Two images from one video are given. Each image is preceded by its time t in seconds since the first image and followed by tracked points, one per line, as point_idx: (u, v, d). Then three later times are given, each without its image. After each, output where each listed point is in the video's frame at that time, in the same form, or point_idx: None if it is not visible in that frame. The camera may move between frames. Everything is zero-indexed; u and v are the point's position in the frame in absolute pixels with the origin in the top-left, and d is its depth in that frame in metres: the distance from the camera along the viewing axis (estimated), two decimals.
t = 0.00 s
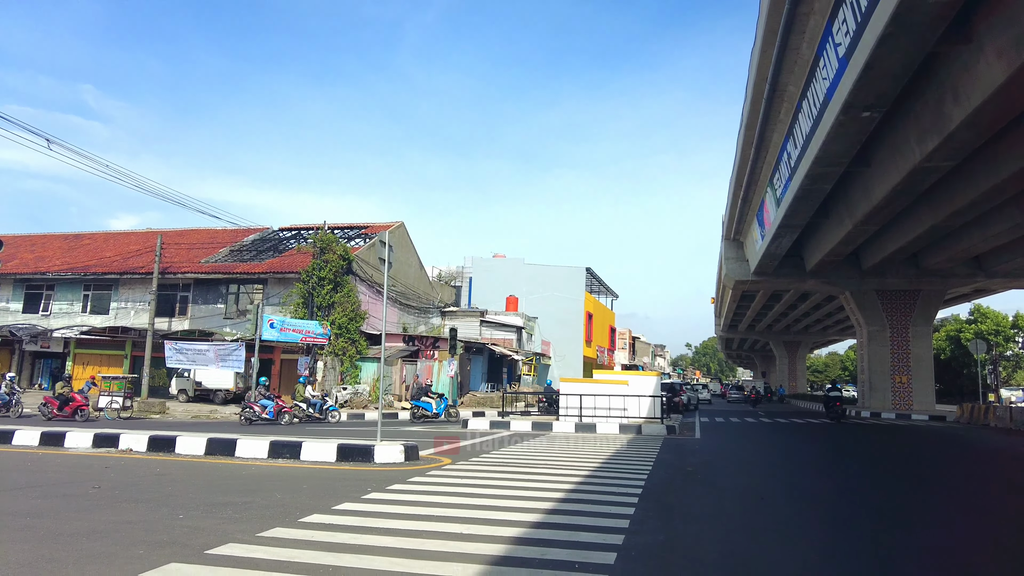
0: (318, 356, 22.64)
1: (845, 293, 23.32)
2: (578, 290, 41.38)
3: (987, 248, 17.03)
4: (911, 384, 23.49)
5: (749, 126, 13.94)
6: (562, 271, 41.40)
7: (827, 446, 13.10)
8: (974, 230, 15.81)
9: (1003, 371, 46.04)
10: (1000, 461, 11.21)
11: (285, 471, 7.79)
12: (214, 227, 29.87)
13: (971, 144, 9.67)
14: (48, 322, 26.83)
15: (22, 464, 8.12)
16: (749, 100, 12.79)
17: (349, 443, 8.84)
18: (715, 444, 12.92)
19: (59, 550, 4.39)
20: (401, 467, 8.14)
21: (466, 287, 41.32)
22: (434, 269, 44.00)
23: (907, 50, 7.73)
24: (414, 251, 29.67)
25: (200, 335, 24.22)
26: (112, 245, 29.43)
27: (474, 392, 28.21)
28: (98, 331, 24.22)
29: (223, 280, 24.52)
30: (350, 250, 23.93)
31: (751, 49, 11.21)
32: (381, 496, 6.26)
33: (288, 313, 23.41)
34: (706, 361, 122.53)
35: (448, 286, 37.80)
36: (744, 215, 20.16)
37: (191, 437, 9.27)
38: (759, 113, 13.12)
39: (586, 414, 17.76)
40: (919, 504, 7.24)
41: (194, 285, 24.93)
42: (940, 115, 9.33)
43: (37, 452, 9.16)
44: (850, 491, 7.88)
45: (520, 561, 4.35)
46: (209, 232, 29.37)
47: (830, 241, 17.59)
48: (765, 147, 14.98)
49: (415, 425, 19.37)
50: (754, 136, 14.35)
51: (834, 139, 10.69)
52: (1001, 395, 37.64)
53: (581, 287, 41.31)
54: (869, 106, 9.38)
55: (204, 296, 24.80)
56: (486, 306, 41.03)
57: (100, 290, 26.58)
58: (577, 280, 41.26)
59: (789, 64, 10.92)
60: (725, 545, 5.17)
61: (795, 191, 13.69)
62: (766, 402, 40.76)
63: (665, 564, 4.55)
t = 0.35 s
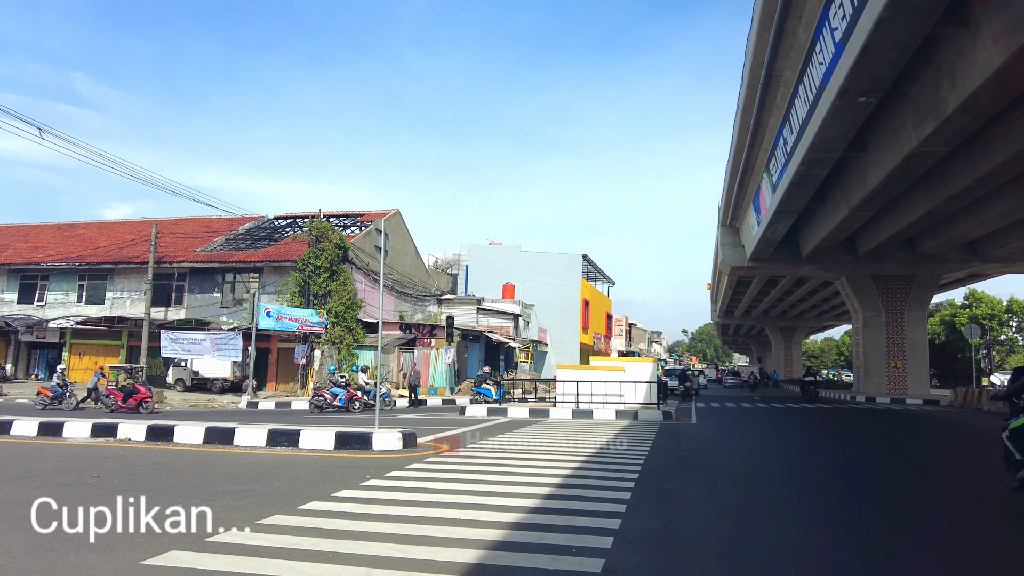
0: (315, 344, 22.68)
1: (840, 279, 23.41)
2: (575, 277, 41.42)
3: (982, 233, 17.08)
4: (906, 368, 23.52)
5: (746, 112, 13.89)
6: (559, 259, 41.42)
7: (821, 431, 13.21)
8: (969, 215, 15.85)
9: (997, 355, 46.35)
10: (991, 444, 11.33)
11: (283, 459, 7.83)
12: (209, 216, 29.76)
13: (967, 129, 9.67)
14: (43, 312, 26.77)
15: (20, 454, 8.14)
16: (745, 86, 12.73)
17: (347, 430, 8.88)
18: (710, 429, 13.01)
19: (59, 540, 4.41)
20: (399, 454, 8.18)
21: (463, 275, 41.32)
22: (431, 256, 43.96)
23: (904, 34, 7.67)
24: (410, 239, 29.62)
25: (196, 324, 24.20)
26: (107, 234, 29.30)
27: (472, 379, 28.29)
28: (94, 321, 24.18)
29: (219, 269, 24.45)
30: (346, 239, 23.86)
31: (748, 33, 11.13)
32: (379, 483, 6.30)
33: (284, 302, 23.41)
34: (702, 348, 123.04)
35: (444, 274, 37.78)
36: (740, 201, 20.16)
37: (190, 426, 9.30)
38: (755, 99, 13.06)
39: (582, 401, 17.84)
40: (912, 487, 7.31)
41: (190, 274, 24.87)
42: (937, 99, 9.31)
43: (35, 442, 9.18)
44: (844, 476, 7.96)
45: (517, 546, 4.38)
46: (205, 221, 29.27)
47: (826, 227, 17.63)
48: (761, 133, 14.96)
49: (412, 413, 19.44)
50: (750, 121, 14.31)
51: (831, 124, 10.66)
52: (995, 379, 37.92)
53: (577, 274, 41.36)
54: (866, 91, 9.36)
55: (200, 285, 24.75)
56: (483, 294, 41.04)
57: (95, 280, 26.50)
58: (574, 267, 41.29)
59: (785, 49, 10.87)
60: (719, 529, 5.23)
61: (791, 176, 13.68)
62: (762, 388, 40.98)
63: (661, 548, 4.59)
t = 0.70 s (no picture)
0: (309, 344, 22.57)
1: (832, 271, 23.50)
2: (568, 272, 41.45)
3: (972, 223, 17.18)
4: (898, 359, 23.72)
5: (737, 105, 13.89)
6: (552, 254, 41.43)
7: (814, 423, 13.27)
8: (959, 205, 15.93)
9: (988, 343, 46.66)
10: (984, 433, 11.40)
11: (279, 461, 7.80)
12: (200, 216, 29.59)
13: (957, 119, 9.70)
14: (34, 315, 26.55)
15: (13, 460, 8.07)
16: (736, 78, 12.72)
17: (343, 430, 8.85)
18: (704, 422, 13.06)
19: (53, 546, 4.38)
20: (395, 453, 8.16)
21: (456, 272, 41.29)
22: (424, 254, 43.88)
23: (894, 25, 7.67)
24: (402, 237, 29.51)
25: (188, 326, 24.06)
26: (97, 236, 29.08)
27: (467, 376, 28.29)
28: (86, 324, 24.00)
29: (211, 270, 24.33)
30: (338, 237, 23.76)
31: (738, 26, 11.11)
32: (375, 483, 6.27)
33: (277, 302, 23.32)
34: (696, 341, 123.72)
35: (438, 271, 37.70)
36: (732, 194, 20.21)
37: (184, 429, 9.26)
38: (746, 91, 13.06)
39: (578, 397, 17.84)
40: (905, 477, 7.35)
41: (182, 275, 24.73)
42: (927, 90, 9.33)
43: (28, 447, 9.11)
44: (839, 467, 7.99)
45: (516, 545, 4.38)
46: (196, 222, 29.09)
47: (818, 220, 17.71)
48: (753, 126, 14.97)
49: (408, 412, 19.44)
50: (741, 115, 14.32)
51: (822, 117, 10.68)
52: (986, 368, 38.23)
53: (571, 270, 41.38)
54: (856, 83, 9.38)
55: (192, 286, 24.61)
56: (477, 291, 41.00)
57: (86, 283, 26.30)
58: (567, 263, 41.32)
59: (776, 42, 10.86)
60: (715, 523, 5.23)
61: (783, 169, 13.70)
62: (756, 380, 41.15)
63: (658, 544, 4.58)
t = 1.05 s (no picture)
0: (306, 346, 22.64)
1: (828, 269, 23.58)
2: (565, 272, 41.47)
3: (967, 221, 17.27)
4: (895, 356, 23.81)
5: (732, 104, 13.93)
6: (548, 254, 41.45)
7: (811, 421, 13.30)
8: (954, 203, 15.99)
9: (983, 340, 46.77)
10: (980, 429, 11.47)
11: (278, 463, 7.79)
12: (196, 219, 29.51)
13: (951, 117, 9.75)
14: (29, 320, 26.45)
15: (11, 465, 8.06)
16: (731, 78, 12.75)
17: (341, 432, 8.84)
18: (702, 421, 13.06)
19: (52, 550, 4.37)
20: (395, 455, 8.16)
21: (453, 273, 41.31)
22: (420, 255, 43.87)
23: (889, 23, 7.69)
24: (398, 238, 29.48)
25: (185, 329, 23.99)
26: (92, 239, 28.99)
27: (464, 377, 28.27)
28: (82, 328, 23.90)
29: (207, 273, 24.27)
30: (335, 239, 23.74)
31: (733, 26, 11.14)
32: (375, 485, 6.28)
33: (274, 305, 23.28)
34: (692, 341, 123.93)
35: (434, 273, 37.67)
36: (728, 194, 20.26)
37: (182, 432, 9.24)
38: (741, 91, 13.09)
39: (576, 397, 17.86)
40: (902, 475, 7.37)
41: (178, 278, 24.67)
42: (921, 89, 9.38)
43: (25, 452, 9.08)
44: (837, 465, 8.00)
45: (518, 545, 4.39)
46: (191, 225, 29.02)
47: (813, 218, 17.76)
48: (748, 126, 15.00)
49: (406, 413, 19.40)
50: (736, 114, 14.35)
51: (817, 116, 10.71)
52: (983, 364, 38.26)
53: (567, 270, 41.41)
54: (851, 82, 9.41)
55: (188, 289, 24.55)
56: (473, 292, 40.98)
57: (81, 286, 26.22)
58: (564, 263, 41.35)
59: (771, 41, 10.88)
60: (715, 522, 5.23)
61: (778, 168, 13.74)
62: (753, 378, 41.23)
63: (659, 544, 4.59)
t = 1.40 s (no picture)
0: (303, 348, 22.70)
1: (825, 269, 23.63)
2: (562, 273, 41.50)
3: (962, 220, 17.32)
4: (891, 355, 23.87)
5: (727, 104, 13.96)
6: (545, 255, 41.47)
7: (808, 420, 13.31)
8: (949, 202, 16.03)
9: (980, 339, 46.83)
10: (977, 428, 11.49)
11: (275, 465, 7.78)
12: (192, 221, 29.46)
13: (945, 117, 9.78)
14: (25, 322, 26.36)
15: (6, 468, 8.04)
16: (726, 78, 12.77)
17: (338, 434, 8.84)
18: (700, 421, 13.06)
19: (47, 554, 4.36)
20: (391, 456, 8.16)
21: (450, 274, 41.31)
22: (417, 256, 43.86)
23: (883, 24, 7.72)
24: (395, 239, 29.46)
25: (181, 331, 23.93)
26: (88, 242, 28.92)
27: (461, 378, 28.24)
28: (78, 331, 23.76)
29: (203, 274, 24.23)
30: (331, 240, 23.72)
31: (728, 27, 11.16)
32: (372, 486, 6.27)
33: (271, 306, 23.23)
34: (690, 341, 124.14)
35: (431, 274, 37.66)
36: (724, 194, 20.30)
37: (179, 434, 9.23)
38: (737, 91, 13.12)
39: (573, 397, 17.86)
40: (899, 474, 7.39)
41: (174, 280, 24.62)
42: (915, 89, 9.42)
43: (20, 455, 9.06)
44: (834, 465, 8.02)
45: (514, 547, 4.38)
46: (187, 227, 28.98)
47: (809, 218, 17.80)
48: (744, 126, 15.04)
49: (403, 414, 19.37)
50: (732, 114, 14.38)
51: (812, 116, 10.73)
52: (978, 363, 38.36)
53: (564, 270, 41.44)
54: (846, 82, 9.44)
55: (185, 291, 24.50)
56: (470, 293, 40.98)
57: (77, 289, 26.15)
58: (561, 263, 41.38)
59: (766, 41, 10.90)
60: (712, 522, 5.24)
61: (774, 168, 13.78)
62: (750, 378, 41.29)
63: (655, 544, 4.60)
